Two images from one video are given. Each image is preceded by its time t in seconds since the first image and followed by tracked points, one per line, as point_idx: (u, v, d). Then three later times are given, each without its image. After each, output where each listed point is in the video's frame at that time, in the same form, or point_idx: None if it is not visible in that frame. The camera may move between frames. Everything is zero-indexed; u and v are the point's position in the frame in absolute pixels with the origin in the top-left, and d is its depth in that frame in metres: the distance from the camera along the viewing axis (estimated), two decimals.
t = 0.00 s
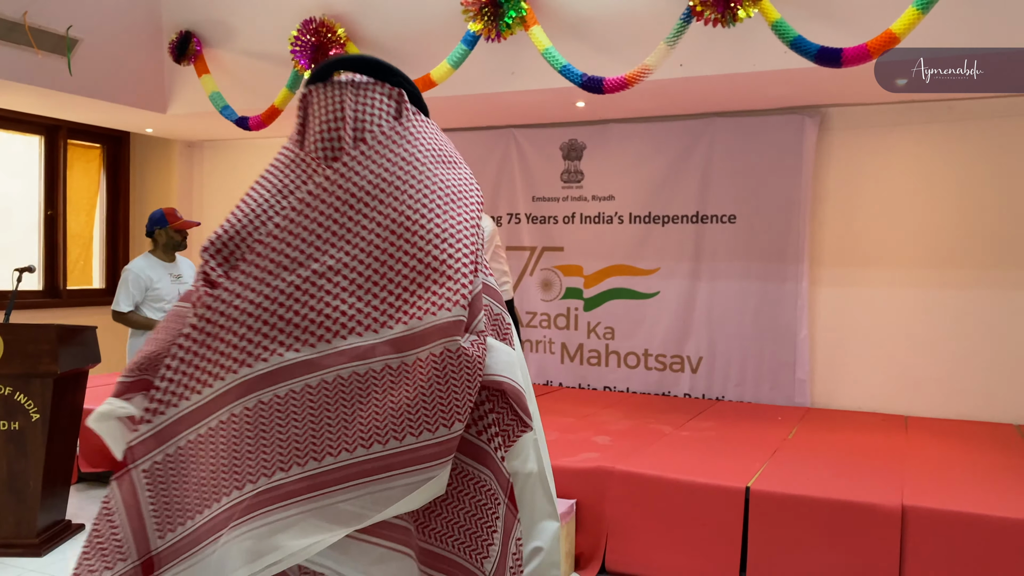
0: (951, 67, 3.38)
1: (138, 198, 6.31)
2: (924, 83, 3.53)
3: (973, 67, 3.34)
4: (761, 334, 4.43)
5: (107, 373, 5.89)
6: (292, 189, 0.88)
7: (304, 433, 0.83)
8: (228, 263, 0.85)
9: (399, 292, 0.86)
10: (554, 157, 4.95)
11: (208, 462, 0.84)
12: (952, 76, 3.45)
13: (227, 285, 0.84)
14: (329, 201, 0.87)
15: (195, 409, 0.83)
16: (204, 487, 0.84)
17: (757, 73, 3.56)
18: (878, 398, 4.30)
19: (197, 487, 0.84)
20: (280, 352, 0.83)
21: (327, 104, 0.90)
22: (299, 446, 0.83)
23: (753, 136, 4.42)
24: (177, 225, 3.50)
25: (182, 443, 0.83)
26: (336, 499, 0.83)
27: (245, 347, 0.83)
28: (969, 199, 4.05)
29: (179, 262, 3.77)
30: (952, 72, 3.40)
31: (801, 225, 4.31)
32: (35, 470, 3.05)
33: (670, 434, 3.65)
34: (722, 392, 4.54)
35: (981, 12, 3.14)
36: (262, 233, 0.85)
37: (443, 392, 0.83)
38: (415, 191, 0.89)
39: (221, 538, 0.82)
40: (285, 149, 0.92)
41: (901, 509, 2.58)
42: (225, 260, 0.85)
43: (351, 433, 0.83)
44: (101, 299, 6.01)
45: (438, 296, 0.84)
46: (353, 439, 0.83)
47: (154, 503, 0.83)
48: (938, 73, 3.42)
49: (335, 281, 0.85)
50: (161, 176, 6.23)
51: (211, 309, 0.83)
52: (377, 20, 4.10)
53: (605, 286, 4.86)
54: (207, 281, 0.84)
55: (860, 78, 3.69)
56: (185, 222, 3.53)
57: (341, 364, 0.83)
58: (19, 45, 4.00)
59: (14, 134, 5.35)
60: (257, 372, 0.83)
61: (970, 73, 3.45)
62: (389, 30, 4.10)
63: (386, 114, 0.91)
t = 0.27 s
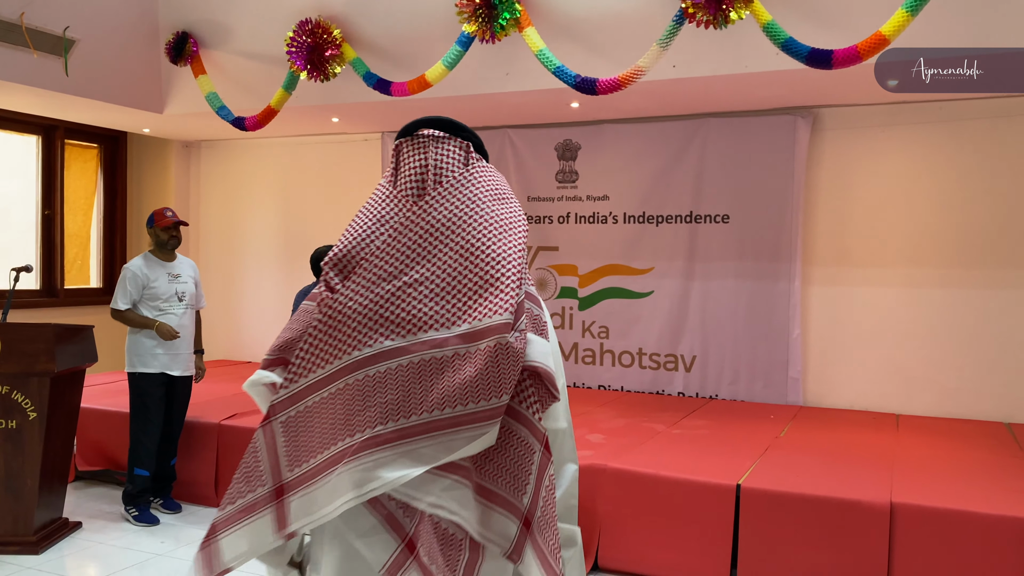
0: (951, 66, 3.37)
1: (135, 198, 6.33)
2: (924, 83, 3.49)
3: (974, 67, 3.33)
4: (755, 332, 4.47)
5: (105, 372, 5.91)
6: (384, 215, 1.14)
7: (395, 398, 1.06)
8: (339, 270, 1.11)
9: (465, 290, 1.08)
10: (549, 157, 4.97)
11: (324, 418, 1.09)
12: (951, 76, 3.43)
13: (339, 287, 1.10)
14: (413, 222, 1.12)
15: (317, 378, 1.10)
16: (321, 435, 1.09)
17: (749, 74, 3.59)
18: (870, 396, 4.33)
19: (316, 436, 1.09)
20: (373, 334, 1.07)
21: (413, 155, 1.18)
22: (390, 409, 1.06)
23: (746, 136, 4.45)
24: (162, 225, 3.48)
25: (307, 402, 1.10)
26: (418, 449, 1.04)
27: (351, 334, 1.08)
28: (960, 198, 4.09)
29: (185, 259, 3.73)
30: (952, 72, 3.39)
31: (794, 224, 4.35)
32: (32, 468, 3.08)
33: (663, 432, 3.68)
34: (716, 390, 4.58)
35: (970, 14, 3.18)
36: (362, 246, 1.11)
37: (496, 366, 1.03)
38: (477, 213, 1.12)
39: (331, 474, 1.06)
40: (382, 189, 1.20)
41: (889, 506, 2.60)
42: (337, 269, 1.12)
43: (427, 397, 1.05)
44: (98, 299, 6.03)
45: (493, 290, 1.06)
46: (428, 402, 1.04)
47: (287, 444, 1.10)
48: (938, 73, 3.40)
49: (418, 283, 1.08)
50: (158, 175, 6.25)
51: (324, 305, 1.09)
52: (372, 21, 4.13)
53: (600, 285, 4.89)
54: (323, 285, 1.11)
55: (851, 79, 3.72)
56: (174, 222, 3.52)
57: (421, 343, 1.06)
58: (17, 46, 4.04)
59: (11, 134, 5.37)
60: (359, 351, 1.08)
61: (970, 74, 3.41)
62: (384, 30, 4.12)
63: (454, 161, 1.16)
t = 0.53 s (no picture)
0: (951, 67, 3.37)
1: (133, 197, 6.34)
2: (924, 82, 3.50)
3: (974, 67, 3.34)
4: (750, 331, 4.49)
5: (104, 371, 5.93)
6: (423, 217, 1.30)
7: (449, 361, 1.21)
8: (390, 262, 1.27)
9: (501, 270, 1.24)
10: (546, 157, 4.99)
11: (391, 385, 1.27)
12: (952, 75, 3.44)
13: (392, 276, 1.26)
14: (448, 218, 1.29)
15: (383, 353, 1.27)
16: (390, 400, 1.27)
17: (745, 74, 3.62)
18: (864, 394, 4.36)
19: (387, 399, 1.27)
20: (428, 312, 1.23)
21: (441, 165, 1.35)
22: (446, 373, 1.21)
23: (741, 136, 4.47)
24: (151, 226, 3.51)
25: (375, 373, 1.28)
26: (475, 402, 1.20)
27: (407, 312, 1.24)
28: (954, 198, 4.11)
29: (189, 260, 3.75)
30: (953, 72, 3.40)
31: (790, 224, 4.37)
32: (32, 466, 3.10)
33: (659, 430, 3.70)
34: (711, 388, 4.61)
35: (963, 15, 3.20)
36: (408, 241, 1.27)
37: (531, 329, 1.20)
38: (503, 207, 1.30)
39: (406, 427, 1.23)
40: (415, 196, 1.35)
41: (883, 503, 2.63)
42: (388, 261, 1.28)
43: (476, 361, 1.20)
44: (97, 298, 6.05)
45: (525, 271, 1.24)
46: (479, 365, 1.20)
47: (365, 408, 1.29)
48: (938, 73, 3.40)
49: (461, 268, 1.24)
50: (156, 174, 6.26)
51: (382, 292, 1.25)
52: (370, 21, 4.15)
53: (596, 285, 4.91)
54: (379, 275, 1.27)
55: (846, 80, 3.75)
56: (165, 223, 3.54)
57: (468, 314, 1.22)
58: (16, 46, 4.05)
59: (10, 134, 5.39)
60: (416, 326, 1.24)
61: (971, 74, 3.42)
62: (382, 31, 4.14)
63: (473, 168, 1.33)
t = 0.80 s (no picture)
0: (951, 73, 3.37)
1: (134, 197, 6.36)
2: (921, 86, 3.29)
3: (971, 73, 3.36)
4: (749, 330, 4.51)
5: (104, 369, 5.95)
6: (433, 235, 1.65)
7: (452, 351, 1.55)
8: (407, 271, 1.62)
9: (495, 279, 1.58)
10: (546, 156, 5.01)
11: (405, 369, 1.62)
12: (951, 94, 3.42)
13: (408, 284, 1.62)
14: (453, 236, 1.63)
15: (399, 344, 1.63)
16: (405, 382, 1.63)
17: (743, 73, 3.63)
18: (863, 393, 4.38)
19: (401, 380, 1.63)
20: (439, 312, 1.58)
21: (449, 192, 1.70)
22: (450, 361, 1.55)
23: (740, 136, 4.49)
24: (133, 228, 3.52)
25: (393, 360, 1.64)
26: (472, 384, 1.53)
27: (420, 312, 1.60)
28: (952, 197, 4.13)
29: (184, 258, 3.76)
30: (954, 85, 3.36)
31: (788, 223, 4.39)
32: (33, 464, 3.11)
33: (658, 428, 3.72)
34: (710, 387, 4.62)
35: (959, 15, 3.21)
36: (422, 255, 1.63)
37: (517, 327, 1.53)
38: (501, 226, 1.63)
39: (417, 404, 1.58)
40: (425, 218, 1.70)
41: (880, 500, 2.64)
42: (406, 272, 1.64)
43: (473, 352, 1.54)
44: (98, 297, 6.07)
45: (514, 280, 1.58)
46: (475, 354, 1.54)
47: (383, 388, 1.65)
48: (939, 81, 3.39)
49: (462, 278, 1.59)
50: (156, 174, 6.27)
51: (400, 296, 1.62)
52: (370, 20, 4.16)
53: (595, 284, 4.93)
54: (399, 282, 1.63)
55: (844, 79, 3.76)
56: (145, 223, 3.53)
57: (467, 314, 1.56)
58: (17, 45, 4.07)
59: (11, 134, 5.41)
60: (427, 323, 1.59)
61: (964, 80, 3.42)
62: (382, 30, 4.16)
63: (476, 193, 1.68)
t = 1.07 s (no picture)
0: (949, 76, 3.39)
1: (134, 196, 6.37)
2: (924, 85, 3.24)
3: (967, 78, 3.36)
4: (748, 329, 4.52)
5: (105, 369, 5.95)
6: (449, 233, 1.99)
7: (456, 330, 1.88)
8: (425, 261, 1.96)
9: (498, 273, 1.91)
10: (545, 156, 5.01)
11: (416, 344, 1.95)
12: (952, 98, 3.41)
13: (425, 271, 1.96)
14: (465, 235, 1.95)
15: (413, 322, 1.96)
16: (415, 355, 1.96)
17: (743, 73, 3.64)
18: (862, 392, 4.38)
19: (412, 354, 1.96)
20: (449, 297, 1.91)
21: (469, 196, 2.01)
22: (455, 339, 1.88)
23: (740, 135, 4.49)
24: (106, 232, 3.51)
25: (407, 334, 1.97)
26: (470, 359, 1.87)
27: (434, 296, 1.93)
28: (952, 197, 4.14)
29: (162, 257, 3.70)
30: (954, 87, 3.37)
31: (788, 223, 4.39)
32: (34, 463, 3.12)
33: (658, 427, 3.72)
34: (710, 386, 4.62)
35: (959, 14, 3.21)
36: (438, 249, 1.96)
37: (512, 314, 1.87)
38: (508, 232, 1.96)
39: (423, 373, 1.90)
40: (444, 216, 2.04)
41: (879, 499, 2.65)
42: (424, 262, 1.98)
43: (474, 333, 1.87)
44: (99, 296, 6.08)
45: (515, 276, 1.91)
46: (476, 336, 1.87)
47: (398, 358, 2.00)
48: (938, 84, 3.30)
49: (470, 269, 1.92)
50: (156, 173, 6.28)
51: (418, 282, 1.96)
52: (370, 20, 4.16)
53: (595, 283, 4.94)
54: (418, 270, 1.98)
55: (843, 79, 3.76)
56: (112, 226, 3.51)
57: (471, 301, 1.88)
58: (17, 45, 4.07)
59: (11, 133, 5.42)
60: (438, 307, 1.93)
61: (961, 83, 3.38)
62: (382, 30, 4.16)
63: (491, 203, 2.00)
